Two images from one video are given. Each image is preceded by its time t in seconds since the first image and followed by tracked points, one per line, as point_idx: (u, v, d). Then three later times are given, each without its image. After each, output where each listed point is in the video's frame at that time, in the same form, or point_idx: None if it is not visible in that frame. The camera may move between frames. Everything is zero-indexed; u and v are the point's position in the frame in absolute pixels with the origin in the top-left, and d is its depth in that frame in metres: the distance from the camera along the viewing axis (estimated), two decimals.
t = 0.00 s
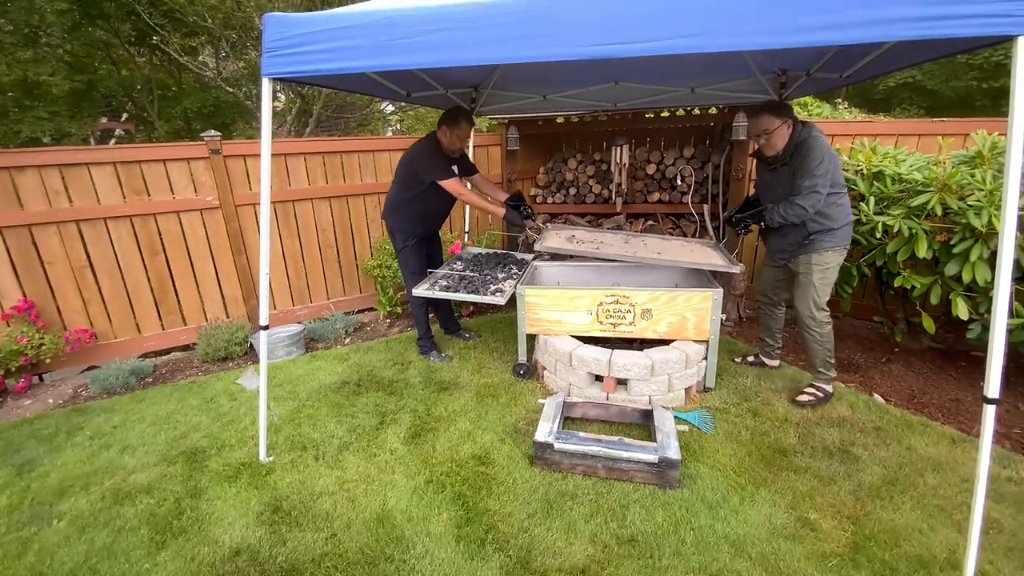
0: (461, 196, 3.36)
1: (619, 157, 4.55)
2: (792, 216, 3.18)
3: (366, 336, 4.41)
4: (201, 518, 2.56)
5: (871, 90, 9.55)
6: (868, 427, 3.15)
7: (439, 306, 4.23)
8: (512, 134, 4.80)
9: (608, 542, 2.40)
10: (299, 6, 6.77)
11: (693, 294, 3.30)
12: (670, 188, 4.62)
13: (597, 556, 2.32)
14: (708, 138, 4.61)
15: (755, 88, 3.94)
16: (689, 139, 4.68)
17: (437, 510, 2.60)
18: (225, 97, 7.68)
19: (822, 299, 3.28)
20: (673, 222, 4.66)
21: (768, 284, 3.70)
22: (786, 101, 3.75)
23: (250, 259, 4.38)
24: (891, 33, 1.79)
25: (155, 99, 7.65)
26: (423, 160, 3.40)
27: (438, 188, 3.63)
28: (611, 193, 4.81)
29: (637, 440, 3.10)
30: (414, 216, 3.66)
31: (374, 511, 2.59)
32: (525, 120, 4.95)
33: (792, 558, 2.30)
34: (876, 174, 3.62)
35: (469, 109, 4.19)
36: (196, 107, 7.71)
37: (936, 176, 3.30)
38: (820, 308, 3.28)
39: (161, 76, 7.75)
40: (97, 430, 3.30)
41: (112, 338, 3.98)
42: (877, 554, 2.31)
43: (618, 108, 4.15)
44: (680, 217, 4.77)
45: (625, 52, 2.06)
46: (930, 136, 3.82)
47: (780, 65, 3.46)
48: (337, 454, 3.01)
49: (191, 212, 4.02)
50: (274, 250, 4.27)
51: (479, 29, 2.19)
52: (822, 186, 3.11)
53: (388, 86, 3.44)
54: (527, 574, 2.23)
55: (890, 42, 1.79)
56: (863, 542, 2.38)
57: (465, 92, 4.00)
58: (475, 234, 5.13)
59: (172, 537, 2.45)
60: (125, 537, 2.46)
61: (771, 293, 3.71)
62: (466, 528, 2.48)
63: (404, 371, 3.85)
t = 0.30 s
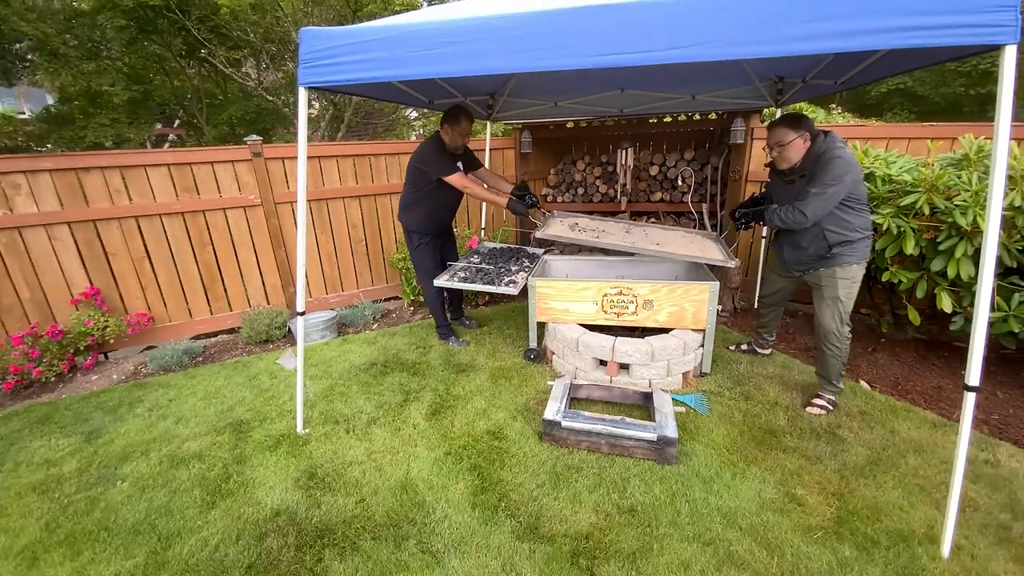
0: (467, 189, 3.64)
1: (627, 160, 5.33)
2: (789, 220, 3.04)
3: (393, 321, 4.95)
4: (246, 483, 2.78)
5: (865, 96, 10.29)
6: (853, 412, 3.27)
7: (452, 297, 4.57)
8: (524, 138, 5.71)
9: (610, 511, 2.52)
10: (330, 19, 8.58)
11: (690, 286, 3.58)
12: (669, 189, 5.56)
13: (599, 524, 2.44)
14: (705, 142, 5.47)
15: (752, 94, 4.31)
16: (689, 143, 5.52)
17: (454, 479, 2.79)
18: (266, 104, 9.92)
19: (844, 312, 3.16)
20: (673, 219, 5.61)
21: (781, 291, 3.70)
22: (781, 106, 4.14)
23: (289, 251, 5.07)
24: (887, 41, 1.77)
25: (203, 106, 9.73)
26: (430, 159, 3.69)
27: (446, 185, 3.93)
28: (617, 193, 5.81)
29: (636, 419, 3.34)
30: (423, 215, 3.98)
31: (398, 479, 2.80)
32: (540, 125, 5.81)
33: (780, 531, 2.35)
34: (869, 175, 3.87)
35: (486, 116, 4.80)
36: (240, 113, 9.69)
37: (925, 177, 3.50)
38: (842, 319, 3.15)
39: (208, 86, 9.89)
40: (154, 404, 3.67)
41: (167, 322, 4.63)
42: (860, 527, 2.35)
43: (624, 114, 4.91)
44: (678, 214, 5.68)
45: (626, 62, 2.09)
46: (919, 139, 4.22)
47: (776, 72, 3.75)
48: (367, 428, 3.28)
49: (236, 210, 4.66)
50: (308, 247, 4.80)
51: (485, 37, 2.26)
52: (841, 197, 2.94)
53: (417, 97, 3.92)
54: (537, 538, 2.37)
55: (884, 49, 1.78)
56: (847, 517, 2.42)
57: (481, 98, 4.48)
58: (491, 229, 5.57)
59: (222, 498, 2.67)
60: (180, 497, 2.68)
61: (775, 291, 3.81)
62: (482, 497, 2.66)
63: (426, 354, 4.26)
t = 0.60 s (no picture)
0: (460, 177, 3.61)
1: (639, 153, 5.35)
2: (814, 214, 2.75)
3: (403, 313, 4.98)
4: (259, 470, 2.84)
5: (885, 87, 10.07)
6: (866, 408, 3.23)
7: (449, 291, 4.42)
8: (535, 130, 5.69)
9: (618, 503, 2.52)
10: (341, 10, 8.65)
11: (699, 281, 3.55)
12: (682, 181, 5.54)
13: (607, 516, 2.45)
14: (719, 133, 5.43)
15: (770, 84, 4.25)
16: (702, 134, 5.49)
17: (463, 469, 2.83)
18: (278, 96, 10.03)
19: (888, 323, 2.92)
20: (685, 212, 5.58)
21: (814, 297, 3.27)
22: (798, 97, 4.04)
23: (301, 243, 5.12)
24: (903, 30, 1.72)
25: (216, 98, 9.81)
26: (430, 151, 3.71)
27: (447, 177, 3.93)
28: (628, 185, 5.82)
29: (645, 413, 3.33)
30: (422, 205, 4.00)
31: (409, 469, 2.84)
32: (551, 117, 5.82)
33: (789, 526, 2.34)
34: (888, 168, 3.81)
35: (497, 108, 4.84)
36: (253, 106, 9.81)
37: (946, 170, 3.41)
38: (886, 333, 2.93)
39: (222, 79, 9.96)
40: (171, 391, 3.75)
41: (183, 312, 4.72)
42: (871, 525, 2.33)
43: (636, 104, 4.89)
44: (691, 208, 5.62)
45: (635, 52, 2.06)
46: (941, 131, 4.13)
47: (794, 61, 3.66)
48: (377, 418, 3.33)
49: (249, 201, 4.71)
50: (321, 238, 4.88)
51: (494, 28, 2.25)
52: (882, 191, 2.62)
53: (428, 89, 3.98)
54: (545, 529, 2.38)
55: (898, 38, 1.73)
56: (857, 513, 2.40)
57: (492, 89, 4.50)
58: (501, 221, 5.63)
59: (237, 484, 2.73)
60: (196, 483, 2.74)
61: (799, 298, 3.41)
62: (491, 487, 2.68)
63: (435, 345, 4.30)
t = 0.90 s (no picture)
0: (449, 172, 3.60)
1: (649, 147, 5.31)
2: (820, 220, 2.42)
3: (411, 307, 5.01)
4: (269, 461, 2.87)
5: (901, 80, 9.89)
6: (878, 407, 3.19)
7: (449, 291, 4.47)
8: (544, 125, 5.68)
9: (625, 499, 2.53)
10: (350, 5, 8.71)
11: (709, 278, 3.52)
12: (693, 177, 5.51)
13: (613, 512, 2.45)
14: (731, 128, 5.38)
15: (783, 77, 4.19)
16: (713, 129, 5.43)
17: (470, 463, 2.85)
18: (288, 91, 10.09)
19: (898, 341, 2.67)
20: (694, 209, 5.52)
21: (819, 327, 2.80)
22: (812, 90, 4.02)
23: (310, 238, 5.16)
24: (919, 21, 1.68)
25: (226, 94, 9.89)
26: (425, 145, 3.71)
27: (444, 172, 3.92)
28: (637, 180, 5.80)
29: (653, 409, 3.32)
30: (414, 203, 3.97)
31: (416, 462, 2.86)
32: (561, 112, 5.80)
33: (797, 524, 2.33)
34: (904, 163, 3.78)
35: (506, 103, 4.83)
36: (263, 101, 9.88)
37: (963, 166, 3.33)
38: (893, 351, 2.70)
39: (233, 74, 9.97)
40: (184, 383, 3.81)
41: (196, 305, 4.79)
42: (881, 524, 2.31)
43: (646, 98, 4.84)
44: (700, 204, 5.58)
45: (645, 45, 2.04)
46: (958, 125, 4.06)
47: (808, 55, 3.61)
48: (385, 411, 3.36)
49: (259, 196, 4.75)
50: (331, 233, 4.92)
51: (502, 21, 2.24)
52: (887, 197, 2.33)
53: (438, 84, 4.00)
54: (551, 524, 2.39)
55: (916, 32, 1.70)
56: (867, 513, 2.38)
57: (501, 84, 4.49)
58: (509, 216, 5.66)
59: (247, 475, 2.77)
60: (208, 473, 2.79)
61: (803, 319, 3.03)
62: (497, 482, 2.69)
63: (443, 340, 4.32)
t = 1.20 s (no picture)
0: (430, 172, 3.60)
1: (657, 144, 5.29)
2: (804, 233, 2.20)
3: (418, 304, 5.03)
4: (277, 455, 2.90)
5: (914, 76, 9.72)
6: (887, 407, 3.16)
7: (455, 288, 4.48)
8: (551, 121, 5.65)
9: (630, 497, 2.52)
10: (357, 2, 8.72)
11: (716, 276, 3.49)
12: (701, 174, 5.50)
13: (618, 509, 2.45)
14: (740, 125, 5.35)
15: (793, 73, 4.15)
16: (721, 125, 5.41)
17: (476, 459, 2.86)
18: (296, 87, 10.14)
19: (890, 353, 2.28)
20: (702, 206, 5.56)
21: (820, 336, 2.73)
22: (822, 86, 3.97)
23: (318, 235, 5.19)
24: (938, 16, 1.64)
25: (235, 90, 9.94)
26: (411, 142, 3.73)
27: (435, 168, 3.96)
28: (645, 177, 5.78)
29: (659, 407, 3.30)
30: (407, 200, 3.99)
31: (422, 458, 2.88)
32: (568, 109, 5.79)
33: (803, 524, 2.32)
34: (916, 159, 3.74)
35: (514, 100, 4.83)
36: (271, 98, 9.91)
37: (977, 163, 3.27)
38: (888, 350, 2.28)
39: (241, 71, 10.02)
40: (194, 376, 3.86)
41: (205, 300, 4.84)
42: (889, 525, 2.29)
43: (654, 94, 4.81)
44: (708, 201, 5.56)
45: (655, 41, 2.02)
46: (973, 122, 4.00)
47: (819, 50, 3.57)
48: (392, 407, 3.38)
49: (267, 192, 4.79)
50: (338, 230, 4.95)
51: (512, 17, 2.23)
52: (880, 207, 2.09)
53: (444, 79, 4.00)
54: (556, 520, 2.40)
55: (932, 26, 1.67)
56: (875, 513, 2.36)
57: (508, 80, 4.48)
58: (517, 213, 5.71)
59: (255, 469, 2.80)
60: (216, 467, 2.82)
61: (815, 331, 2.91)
62: (502, 478, 2.70)
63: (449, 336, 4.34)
